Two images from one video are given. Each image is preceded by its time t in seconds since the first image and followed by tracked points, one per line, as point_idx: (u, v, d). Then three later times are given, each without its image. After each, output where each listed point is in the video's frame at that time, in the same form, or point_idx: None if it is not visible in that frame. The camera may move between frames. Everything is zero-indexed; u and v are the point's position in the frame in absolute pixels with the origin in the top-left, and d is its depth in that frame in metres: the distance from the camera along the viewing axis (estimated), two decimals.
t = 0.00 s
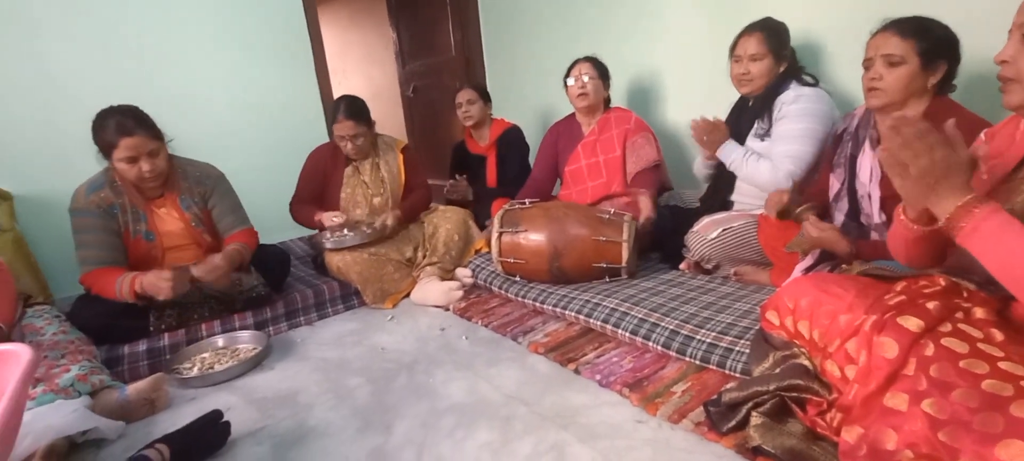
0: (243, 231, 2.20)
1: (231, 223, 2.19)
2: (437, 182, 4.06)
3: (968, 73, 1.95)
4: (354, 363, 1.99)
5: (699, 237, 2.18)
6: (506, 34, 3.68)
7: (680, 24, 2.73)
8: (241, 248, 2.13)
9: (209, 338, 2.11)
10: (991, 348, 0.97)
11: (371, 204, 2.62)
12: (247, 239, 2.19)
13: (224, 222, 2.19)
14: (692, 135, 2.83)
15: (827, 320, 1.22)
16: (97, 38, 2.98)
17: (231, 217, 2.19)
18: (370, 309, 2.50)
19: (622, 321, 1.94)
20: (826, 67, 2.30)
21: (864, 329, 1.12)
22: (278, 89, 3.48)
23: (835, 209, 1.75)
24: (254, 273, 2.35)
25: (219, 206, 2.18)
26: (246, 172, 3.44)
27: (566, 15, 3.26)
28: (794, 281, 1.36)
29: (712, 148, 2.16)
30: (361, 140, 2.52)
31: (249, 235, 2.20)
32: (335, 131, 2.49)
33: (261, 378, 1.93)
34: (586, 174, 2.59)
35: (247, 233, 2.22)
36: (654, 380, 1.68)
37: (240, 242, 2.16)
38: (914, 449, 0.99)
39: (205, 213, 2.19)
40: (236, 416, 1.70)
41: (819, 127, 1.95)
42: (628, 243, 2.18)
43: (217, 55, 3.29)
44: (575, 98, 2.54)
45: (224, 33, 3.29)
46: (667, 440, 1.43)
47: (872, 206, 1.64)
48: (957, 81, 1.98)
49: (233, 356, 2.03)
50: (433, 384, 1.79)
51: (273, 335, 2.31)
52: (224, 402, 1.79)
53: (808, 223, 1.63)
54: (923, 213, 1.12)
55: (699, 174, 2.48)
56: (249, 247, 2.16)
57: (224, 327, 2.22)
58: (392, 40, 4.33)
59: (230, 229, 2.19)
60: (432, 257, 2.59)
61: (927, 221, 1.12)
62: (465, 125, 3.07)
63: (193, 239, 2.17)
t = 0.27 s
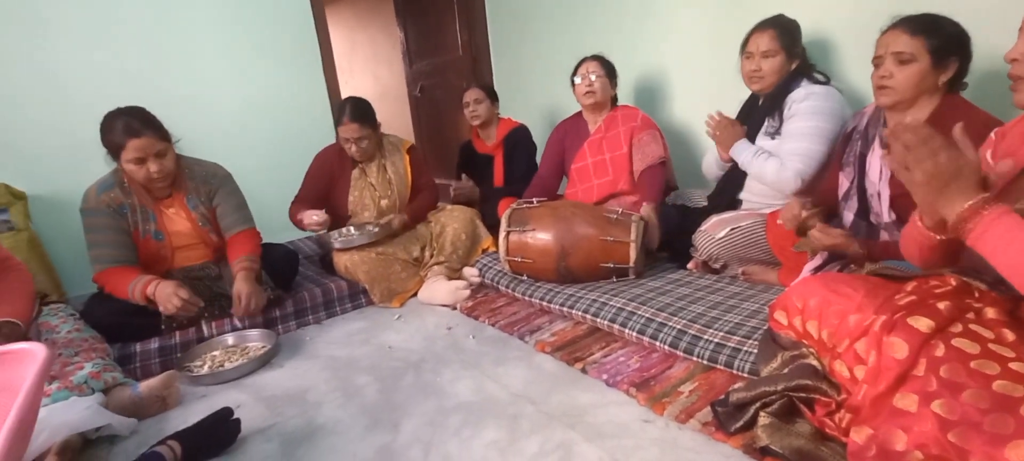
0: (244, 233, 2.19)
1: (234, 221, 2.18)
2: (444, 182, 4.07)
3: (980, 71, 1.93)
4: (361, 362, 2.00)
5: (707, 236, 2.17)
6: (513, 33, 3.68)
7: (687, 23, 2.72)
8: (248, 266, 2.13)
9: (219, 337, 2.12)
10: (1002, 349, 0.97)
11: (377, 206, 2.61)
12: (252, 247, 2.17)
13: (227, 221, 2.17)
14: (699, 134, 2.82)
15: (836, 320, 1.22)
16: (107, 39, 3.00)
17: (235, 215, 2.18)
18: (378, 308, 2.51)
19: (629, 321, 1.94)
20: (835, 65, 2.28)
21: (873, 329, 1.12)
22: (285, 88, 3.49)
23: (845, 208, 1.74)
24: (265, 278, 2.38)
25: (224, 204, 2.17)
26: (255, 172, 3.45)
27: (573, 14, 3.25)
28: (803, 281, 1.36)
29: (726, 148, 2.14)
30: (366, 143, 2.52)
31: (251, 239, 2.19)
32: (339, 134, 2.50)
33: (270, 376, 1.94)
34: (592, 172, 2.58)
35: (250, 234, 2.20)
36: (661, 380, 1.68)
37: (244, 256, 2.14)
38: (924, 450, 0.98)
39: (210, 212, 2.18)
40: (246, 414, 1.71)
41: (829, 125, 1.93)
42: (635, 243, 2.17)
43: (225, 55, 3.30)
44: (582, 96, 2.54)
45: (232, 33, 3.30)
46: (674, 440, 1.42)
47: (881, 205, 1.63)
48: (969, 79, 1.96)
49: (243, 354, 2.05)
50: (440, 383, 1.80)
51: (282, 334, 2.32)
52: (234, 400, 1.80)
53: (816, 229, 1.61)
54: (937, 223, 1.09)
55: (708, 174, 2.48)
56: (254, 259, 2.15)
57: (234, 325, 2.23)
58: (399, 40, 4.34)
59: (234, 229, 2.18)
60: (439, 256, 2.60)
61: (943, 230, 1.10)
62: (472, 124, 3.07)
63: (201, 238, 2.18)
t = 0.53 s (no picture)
0: (245, 233, 2.14)
1: (235, 220, 2.14)
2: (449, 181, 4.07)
3: (989, 69, 1.92)
4: (367, 360, 2.00)
5: (712, 235, 2.16)
6: (518, 32, 3.68)
7: (693, 22, 2.71)
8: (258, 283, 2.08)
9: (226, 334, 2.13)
10: (1011, 349, 0.96)
11: (383, 207, 2.61)
12: (254, 252, 2.12)
13: (229, 220, 2.14)
14: (705, 133, 2.82)
15: (843, 319, 1.21)
16: (115, 38, 3.02)
17: (237, 214, 2.15)
18: (384, 306, 2.52)
19: (635, 319, 1.94)
20: (843, 63, 2.27)
21: (881, 328, 1.11)
22: (291, 88, 3.50)
23: (853, 207, 1.73)
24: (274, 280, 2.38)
25: (226, 203, 2.15)
26: (260, 171, 3.46)
27: (579, 13, 3.25)
28: (810, 280, 1.36)
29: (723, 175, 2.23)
30: (366, 145, 2.49)
31: (254, 242, 2.14)
32: (340, 136, 2.48)
33: (276, 374, 1.95)
34: (599, 170, 2.58)
35: (251, 234, 2.15)
36: (667, 379, 1.68)
37: (250, 269, 2.08)
38: (931, 450, 0.97)
39: (213, 211, 2.17)
40: (253, 410, 1.72)
41: (842, 123, 1.92)
42: (640, 241, 2.16)
43: (232, 55, 3.31)
44: (588, 95, 2.53)
45: (239, 32, 3.31)
46: (680, 439, 1.42)
47: (890, 204, 1.61)
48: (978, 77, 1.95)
49: (249, 352, 2.05)
50: (445, 381, 1.80)
51: (288, 332, 2.33)
52: (241, 397, 1.81)
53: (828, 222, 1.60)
54: (935, 196, 1.12)
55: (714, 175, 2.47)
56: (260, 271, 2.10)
57: (241, 323, 2.24)
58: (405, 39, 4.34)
59: (235, 228, 2.14)
60: (445, 255, 2.60)
61: (940, 204, 1.12)
62: (477, 123, 3.07)
63: (205, 238, 2.19)
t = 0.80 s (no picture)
0: (253, 232, 2.13)
1: (244, 219, 2.13)
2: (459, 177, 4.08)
3: (1007, 64, 1.90)
4: (378, 355, 2.01)
5: (724, 232, 2.16)
6: (528, 28, 3.67)
7: (705, 18, 2.70)
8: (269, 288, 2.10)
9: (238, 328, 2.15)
10: None
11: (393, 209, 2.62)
12: (262, 257, 2.12)
13: (237, 218, 2.14)
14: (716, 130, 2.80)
15: (857, 317, 1.21)
16: (128, 35, 3.04)
17: (246, 213, 2.14)
18: (394, 302, 2.53)
19: (645, 316, 1.94)
20: (857, 59, 2.25)
21: (895, 326, 1.11)
22: (301, 84, 3.51)
23: (867, 204, 1.73)
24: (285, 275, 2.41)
25: (235, 201, 2.15)
26: (271, 167, 3.48)
27: (590, 9, 3.23)
28: (823, 277, 1.35)
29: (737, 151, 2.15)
30: (371, 145, 2.47)
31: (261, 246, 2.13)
32: (344, 137, 2.44)
33: (288, 368, 1.96)
34: (610, 167, 2.57)
35: (260, 234, 2.15)
36: (677, 375, 1.68)
37: (260, 274, 2.10)
38: (946, 448, 0.97)
39: (223, 208, 2.18)
40: (265, 404, 1.73)
41: (848, 119, 1.91)
42: (651, 238, 2.16)
43: (243, 51, 3.33)
44: (599, 91, 2.52)
45: (250, 29, 3.33)
46: (691, 436, 1.42)
47: (904, 201, 1.60)
48: (995, 73, 1.93)
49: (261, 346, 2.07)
50: (455, 376, 1.80)
51: (299, 327, 2.34)
52: (254, 390, 1.82)
53: (841, 221, 1.59)
54: (952, 199, 1.10)
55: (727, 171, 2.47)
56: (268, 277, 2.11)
57: (253, 318, 2.26)
58: (414, 36, 4.34)
59: (243, 227, 2.13)
60: (454, 251, 2.59)
61: (959, 207, 1.10)
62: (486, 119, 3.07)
63: (215, 235, 2.21)
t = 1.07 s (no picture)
0: (266, 221, 2.19)
1: (255, 211, 2.18)
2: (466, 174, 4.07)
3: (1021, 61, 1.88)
4: (385, 350, 2.01)
5: (733, 230, 2.14)
6: (536, 25, 3.66)
7: (714, 15, 2.68)
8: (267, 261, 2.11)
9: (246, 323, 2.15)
10: None
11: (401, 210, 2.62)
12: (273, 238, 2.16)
13: (248, 211, 2.18)
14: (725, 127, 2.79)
15: (867, 315, 1.20)
16: (137, 31, 3.05)
17: (255, 204, 2.18)
18: (401, 298, 2.53)
19: (653, 313, 1.93)
20: (868, 56, 2.24)
21: (907, 324, 1.10)
22: (309, 80, 3.51)
23: (878, 201, 1.71)
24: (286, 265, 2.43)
25: (245, 194, 2.18)
26: (278, 163, 3.49)
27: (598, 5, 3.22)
28: (833, 275, 1.34)
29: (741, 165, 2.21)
30: (376, 144, 2.47)
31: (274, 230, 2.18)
32: (350, 137, 2.43)
33: (296, 362, 1.97)
34: (617, 164, 2.56)
35: (272, 224, 2.19)
36: (685, 373, 1.67)
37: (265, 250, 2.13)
38: (959, 448, 0.96)
39: (231, 202, 2.20)
40: (273, 398, 1.74)
41: (865, 116, 1.90)
42: (658, 235, 2.15)
43: (252, 47, 3.33)
44: (606, 88, 2.52)
45: (258, 25, 3.33)
46: (698, 433, 1.41)
47: (916, 198, 1.59)
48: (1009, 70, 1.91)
49: (268, 341, 2.07)
50: (462, 372, 1.81)
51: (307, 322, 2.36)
52: (262, 384, 1.83)
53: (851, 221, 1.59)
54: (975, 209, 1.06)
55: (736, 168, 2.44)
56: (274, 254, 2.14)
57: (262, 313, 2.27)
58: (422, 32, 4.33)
59: (256, 218, 2.18)
60: (462, 248, 2.60)
61: (980, 216, 1.07)
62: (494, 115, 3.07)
63: (224, 227, 2.21)
